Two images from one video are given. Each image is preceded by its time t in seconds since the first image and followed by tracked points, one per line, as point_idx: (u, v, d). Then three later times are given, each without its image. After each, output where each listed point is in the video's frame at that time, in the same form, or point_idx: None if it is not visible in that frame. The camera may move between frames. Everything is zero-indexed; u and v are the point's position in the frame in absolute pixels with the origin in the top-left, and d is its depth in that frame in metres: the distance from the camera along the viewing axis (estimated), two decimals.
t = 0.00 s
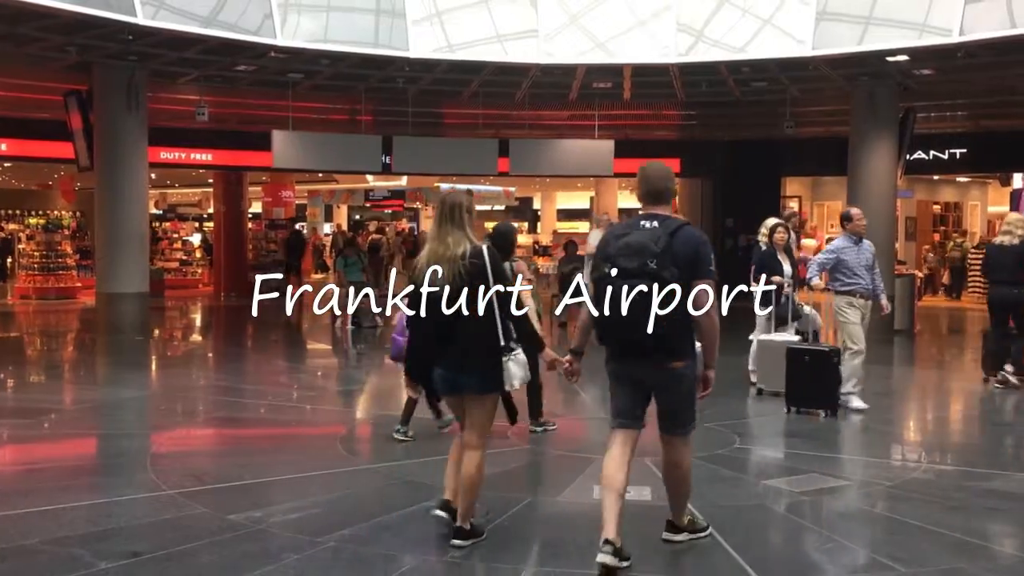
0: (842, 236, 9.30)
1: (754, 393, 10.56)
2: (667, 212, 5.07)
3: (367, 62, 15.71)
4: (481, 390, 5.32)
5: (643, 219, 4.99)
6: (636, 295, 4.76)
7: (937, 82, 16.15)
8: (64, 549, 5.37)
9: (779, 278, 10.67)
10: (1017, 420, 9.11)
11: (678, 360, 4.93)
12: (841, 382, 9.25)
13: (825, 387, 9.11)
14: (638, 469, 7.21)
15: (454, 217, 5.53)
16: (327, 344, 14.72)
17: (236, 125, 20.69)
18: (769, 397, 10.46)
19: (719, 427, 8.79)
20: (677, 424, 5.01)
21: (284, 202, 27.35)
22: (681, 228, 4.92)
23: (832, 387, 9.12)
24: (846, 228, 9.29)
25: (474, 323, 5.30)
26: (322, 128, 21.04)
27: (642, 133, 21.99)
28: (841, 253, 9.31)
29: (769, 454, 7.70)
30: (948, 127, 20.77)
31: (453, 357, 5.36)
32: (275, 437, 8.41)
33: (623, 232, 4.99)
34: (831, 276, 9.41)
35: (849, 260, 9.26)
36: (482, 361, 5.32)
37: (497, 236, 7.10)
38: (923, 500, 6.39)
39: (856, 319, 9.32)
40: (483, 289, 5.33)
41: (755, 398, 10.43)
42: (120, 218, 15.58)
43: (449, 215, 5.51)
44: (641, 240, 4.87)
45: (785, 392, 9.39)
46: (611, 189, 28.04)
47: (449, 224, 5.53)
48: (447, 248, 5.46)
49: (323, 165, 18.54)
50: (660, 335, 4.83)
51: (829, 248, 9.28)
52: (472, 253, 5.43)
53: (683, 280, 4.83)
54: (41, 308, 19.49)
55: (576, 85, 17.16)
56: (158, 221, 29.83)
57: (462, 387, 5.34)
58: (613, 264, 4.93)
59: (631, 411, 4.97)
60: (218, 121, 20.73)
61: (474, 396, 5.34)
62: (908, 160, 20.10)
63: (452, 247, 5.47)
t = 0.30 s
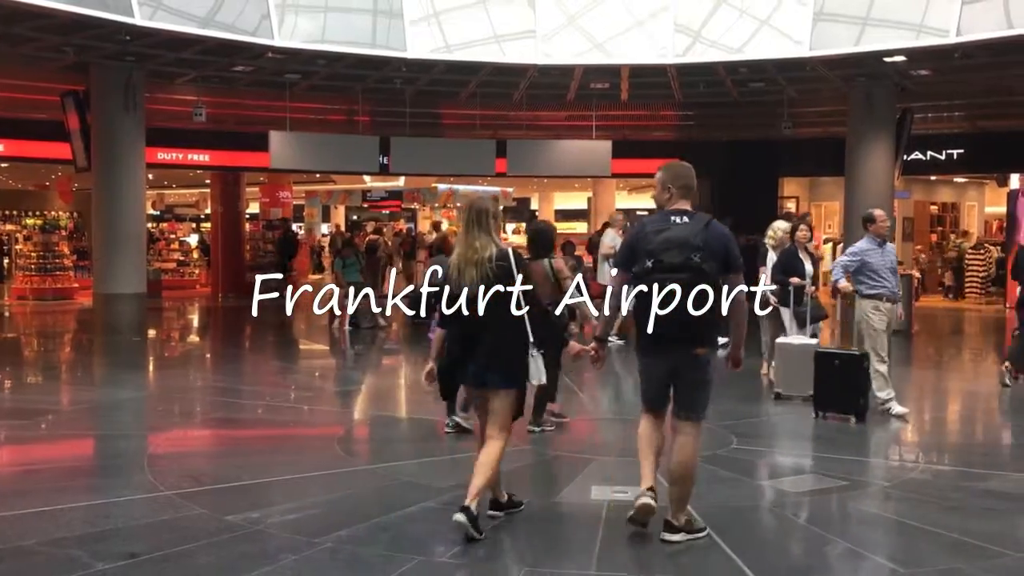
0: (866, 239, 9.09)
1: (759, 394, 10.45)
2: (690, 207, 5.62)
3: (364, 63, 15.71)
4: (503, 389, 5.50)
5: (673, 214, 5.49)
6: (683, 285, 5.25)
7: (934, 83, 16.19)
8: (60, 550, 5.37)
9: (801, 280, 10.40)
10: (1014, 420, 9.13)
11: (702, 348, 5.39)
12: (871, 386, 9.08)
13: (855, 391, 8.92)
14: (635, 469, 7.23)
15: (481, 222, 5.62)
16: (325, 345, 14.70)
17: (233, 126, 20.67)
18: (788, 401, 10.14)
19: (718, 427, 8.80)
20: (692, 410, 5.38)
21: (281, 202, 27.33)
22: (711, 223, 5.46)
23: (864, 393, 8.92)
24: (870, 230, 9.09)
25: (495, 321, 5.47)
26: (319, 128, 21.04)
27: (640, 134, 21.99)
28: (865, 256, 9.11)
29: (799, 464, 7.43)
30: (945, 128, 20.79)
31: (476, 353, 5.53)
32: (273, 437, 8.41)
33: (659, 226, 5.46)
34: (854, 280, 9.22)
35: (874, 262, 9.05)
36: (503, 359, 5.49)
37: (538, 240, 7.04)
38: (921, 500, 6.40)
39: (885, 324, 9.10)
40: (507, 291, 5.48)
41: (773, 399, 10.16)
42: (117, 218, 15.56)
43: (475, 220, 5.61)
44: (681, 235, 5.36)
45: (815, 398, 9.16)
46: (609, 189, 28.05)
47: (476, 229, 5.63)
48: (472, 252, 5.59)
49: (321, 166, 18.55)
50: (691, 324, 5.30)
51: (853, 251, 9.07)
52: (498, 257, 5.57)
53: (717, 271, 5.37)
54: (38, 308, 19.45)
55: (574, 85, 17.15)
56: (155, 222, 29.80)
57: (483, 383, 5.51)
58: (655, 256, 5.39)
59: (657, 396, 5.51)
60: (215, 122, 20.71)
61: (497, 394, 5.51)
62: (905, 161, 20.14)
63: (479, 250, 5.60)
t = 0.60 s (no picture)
0: (896, 241, 8.73)
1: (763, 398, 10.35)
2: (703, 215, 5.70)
3: (363, 66, 15.72)
4: (531, 380, 5.74)
5: (687, 223, 5.59)
6: (697, 290, 5.34)
7: (932, 86, 16.21)
8: (59, 552, 5.36)
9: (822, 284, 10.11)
10: (1013, 423, 9.13)
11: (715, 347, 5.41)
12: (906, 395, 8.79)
13: (889, 400, 8.60)
14: (633, 471, 7.24)
15: (506, 222, 5.92)
16: (324, 347, 14.70)
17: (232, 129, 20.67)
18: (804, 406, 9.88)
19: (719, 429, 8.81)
20: (706, 406, 5.38)
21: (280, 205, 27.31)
22: (722, 229, 5.52)
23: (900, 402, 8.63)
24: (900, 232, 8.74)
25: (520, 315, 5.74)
26: (318, 131, 21.05)
27: (639, 137, 22.00)
28: (892, 258, 8.79)
29: (819, 474, 7.20)
30: (943, 132, 20.85)
31: (504, 348, 5.78)
32: (272, 440, 8.39)
33: (674, 235, 5.56)
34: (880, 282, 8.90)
35: (901, 265, 8.73)
36: (530, 352, 5.75)
37: (569, 243, 8.13)
38: (920, 503, 6.39)
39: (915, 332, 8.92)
40: (532, 286, 5.74)
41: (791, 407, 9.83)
42: (116, 221, 15.55)
43: (501, 220, 5.91)
44: (696, 242, 5.44)
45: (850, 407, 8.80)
46: (608, 192, 28.08)
47: (502, 229, 5.93)
48: (502, 250, 5.89)
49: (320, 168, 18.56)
50: (702, 324, 5.37)
51: (880, 252, 8.77)
52: (524, 254, 5.82)
53: (729, 274, 5.42)
54: (37, 311, 19.42)
55: (573, 88, 17.17)
56: (154, 224, 29.81)
57: (512, 375, 5.76)
58: (672, 263, 5.48)
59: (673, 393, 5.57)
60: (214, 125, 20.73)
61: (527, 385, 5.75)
62: (904, 164, 20.16)
63: (507, 248, 5.88)
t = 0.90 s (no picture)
0: (927, 253, 8.72)
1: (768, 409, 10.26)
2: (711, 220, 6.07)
3: (363, 74, 15.76)
4: (566, 381, 6.00)
5: (695, 227, 5.98)
6: (697, 289, 5.78)
7: (932, 96, 16.24)
8: (57, 560, 5.35)
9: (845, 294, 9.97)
10: (1013, 433, 9.11)
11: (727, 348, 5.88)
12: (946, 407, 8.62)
13: (930, 414, 8.40)
14: (631, 480, 7.23)
15: (544, 234, 6.18)
16: (323, 355, 14.67)
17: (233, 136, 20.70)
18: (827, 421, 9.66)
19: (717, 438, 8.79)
20: (725, 404, 5.93)
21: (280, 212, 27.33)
22: (729, 234, 5.88)
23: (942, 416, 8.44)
24: (932, 243, 8.71)
25: (555, 321, 6.01)
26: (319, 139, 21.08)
27: (639, 146, 22.02)
28: (925, 271, 8.78)
29: (842, 489, 7.04)
30: (943, 142, 20.91)
31: (539, 357, 6.03)
32: (271, 447, 8.39)
33: (681, 238, 5.96)
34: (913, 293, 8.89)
35: (934, 277, 8.72)
36: (564, 357, 5.99)
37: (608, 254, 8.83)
38: (920, 513, 6.38)
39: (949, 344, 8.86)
40: (568, 295, 6.01)
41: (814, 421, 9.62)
42: (116, 227, 15.54)
43: (539, 233, 6.18)
44: (698, 244, 5.83)
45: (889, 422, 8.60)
46: (608, 201, 28.10)
47: (540, 241, 6.19)
48: (539, 262, 6.12)
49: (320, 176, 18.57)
50: (711, 326, 5.81)
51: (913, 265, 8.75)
52: (560, 265, 6.06)
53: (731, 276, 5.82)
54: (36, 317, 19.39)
55: (574, 97, 17.19)
56: (154, 231, 29.82)
57: (547, 380, 6.03)
58: (674, 263, 5.89)
59: (688, 392, 5.99)
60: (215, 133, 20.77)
61: (562, 387, 6.02)
62: (904, 173, 20.16)
63: (544, 258, 6.10)
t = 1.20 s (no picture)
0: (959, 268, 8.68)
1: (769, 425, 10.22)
2: (732, 243, 6.30)
3: (364, 90, 15.81)
4: (595, 392, 6.24)
5: (717, 249, 6.19)
6: (718, 308, 5.92)
7: (931, 114, 16.30)
8: None
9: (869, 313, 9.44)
10: (1014, 451, 9.08)
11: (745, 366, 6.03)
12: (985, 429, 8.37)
13: (970, 435, 8.14)
14: (632, 497, 7.20)
15: (578, 251, 6.48)
16: (323, 371, 14.65)
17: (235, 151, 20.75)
18: (850, 443, 9.40)
19: (718, 455, 8.77)
20: (741, 419, 6.07)
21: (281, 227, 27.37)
22: (750, 258, 6.13)
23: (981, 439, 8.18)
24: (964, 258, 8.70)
25: (586, 334, 6.30)
26: (320, 154, 21.15)
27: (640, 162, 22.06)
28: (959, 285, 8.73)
29: (864, 512, 6.86)
30: (942, 160, 20.97)
31: (573, 371, 6.29)
32: (270, 463, 8.37)
33: (703, 259, 6.14)
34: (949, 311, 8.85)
35: (970, 292, 8.67)
36: (597, 369, 6.25)
37: (639, 267, 9.06)
38: (919, 531, 6.36)
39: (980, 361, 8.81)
40: (599, 308, 6.31)
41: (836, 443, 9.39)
42: (117, 242, 15.53)
43: (574, 249, 6.47)
44: (721, 264, 6.02)
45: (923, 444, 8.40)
46: (608, 217, 28.15)
47: (574, 257, 6.46)
48: (571, 278, 6.40)
49: (321, 191, 18.58)
50: (733, 343, 5.95)
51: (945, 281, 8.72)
52: (592, 281, 6.35)
53: (751, 297, 6.06)
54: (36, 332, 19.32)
55: (574, 113, 17.25)
56: (155, 246, 29.83)
57: (575, 392, 6.30)
58: (697, 281, 6.05)
59: (706, 407, 6.11)
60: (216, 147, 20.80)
61: (590, 398, 6.26)
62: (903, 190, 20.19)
63: (576, 274, 6.39)
